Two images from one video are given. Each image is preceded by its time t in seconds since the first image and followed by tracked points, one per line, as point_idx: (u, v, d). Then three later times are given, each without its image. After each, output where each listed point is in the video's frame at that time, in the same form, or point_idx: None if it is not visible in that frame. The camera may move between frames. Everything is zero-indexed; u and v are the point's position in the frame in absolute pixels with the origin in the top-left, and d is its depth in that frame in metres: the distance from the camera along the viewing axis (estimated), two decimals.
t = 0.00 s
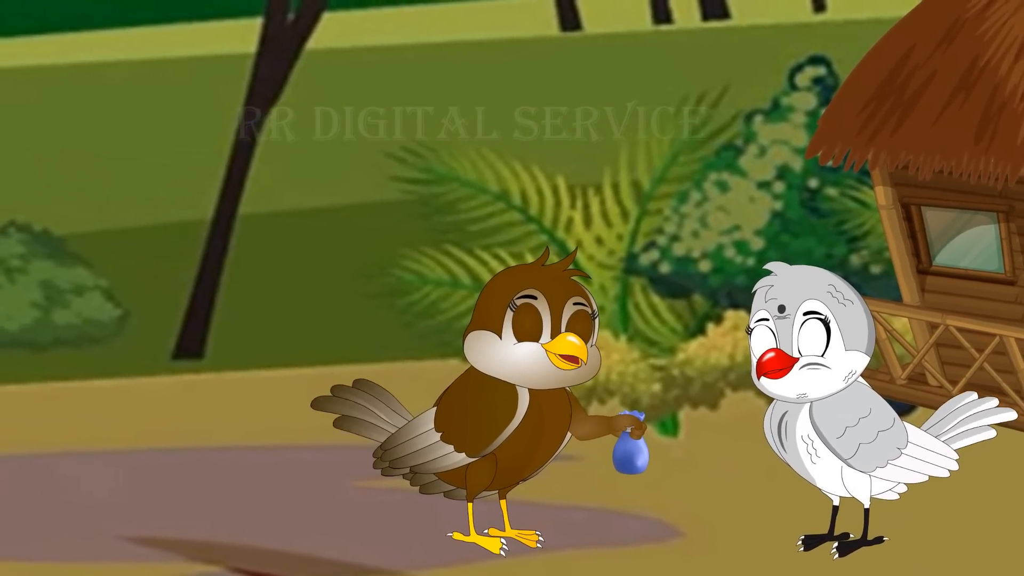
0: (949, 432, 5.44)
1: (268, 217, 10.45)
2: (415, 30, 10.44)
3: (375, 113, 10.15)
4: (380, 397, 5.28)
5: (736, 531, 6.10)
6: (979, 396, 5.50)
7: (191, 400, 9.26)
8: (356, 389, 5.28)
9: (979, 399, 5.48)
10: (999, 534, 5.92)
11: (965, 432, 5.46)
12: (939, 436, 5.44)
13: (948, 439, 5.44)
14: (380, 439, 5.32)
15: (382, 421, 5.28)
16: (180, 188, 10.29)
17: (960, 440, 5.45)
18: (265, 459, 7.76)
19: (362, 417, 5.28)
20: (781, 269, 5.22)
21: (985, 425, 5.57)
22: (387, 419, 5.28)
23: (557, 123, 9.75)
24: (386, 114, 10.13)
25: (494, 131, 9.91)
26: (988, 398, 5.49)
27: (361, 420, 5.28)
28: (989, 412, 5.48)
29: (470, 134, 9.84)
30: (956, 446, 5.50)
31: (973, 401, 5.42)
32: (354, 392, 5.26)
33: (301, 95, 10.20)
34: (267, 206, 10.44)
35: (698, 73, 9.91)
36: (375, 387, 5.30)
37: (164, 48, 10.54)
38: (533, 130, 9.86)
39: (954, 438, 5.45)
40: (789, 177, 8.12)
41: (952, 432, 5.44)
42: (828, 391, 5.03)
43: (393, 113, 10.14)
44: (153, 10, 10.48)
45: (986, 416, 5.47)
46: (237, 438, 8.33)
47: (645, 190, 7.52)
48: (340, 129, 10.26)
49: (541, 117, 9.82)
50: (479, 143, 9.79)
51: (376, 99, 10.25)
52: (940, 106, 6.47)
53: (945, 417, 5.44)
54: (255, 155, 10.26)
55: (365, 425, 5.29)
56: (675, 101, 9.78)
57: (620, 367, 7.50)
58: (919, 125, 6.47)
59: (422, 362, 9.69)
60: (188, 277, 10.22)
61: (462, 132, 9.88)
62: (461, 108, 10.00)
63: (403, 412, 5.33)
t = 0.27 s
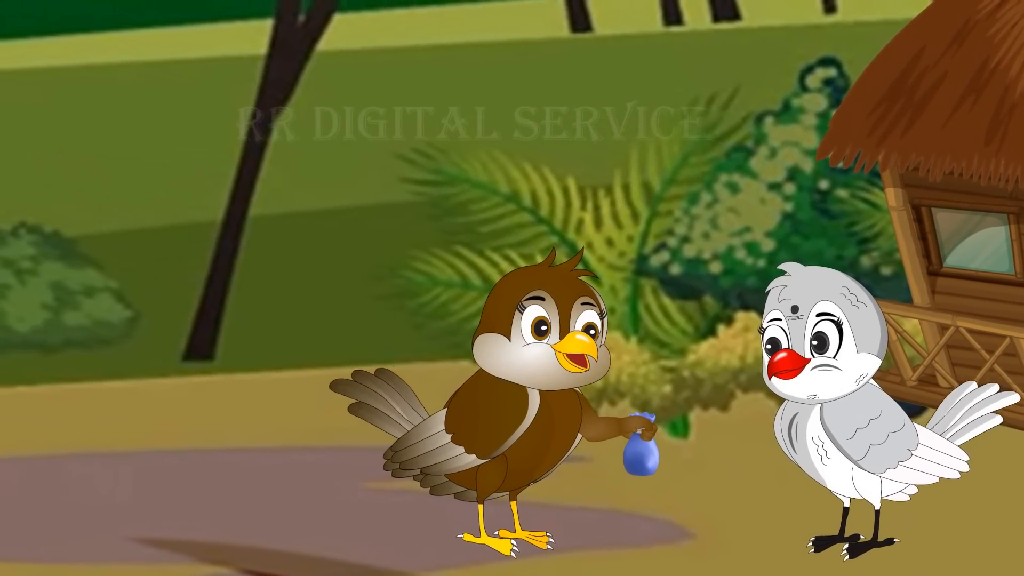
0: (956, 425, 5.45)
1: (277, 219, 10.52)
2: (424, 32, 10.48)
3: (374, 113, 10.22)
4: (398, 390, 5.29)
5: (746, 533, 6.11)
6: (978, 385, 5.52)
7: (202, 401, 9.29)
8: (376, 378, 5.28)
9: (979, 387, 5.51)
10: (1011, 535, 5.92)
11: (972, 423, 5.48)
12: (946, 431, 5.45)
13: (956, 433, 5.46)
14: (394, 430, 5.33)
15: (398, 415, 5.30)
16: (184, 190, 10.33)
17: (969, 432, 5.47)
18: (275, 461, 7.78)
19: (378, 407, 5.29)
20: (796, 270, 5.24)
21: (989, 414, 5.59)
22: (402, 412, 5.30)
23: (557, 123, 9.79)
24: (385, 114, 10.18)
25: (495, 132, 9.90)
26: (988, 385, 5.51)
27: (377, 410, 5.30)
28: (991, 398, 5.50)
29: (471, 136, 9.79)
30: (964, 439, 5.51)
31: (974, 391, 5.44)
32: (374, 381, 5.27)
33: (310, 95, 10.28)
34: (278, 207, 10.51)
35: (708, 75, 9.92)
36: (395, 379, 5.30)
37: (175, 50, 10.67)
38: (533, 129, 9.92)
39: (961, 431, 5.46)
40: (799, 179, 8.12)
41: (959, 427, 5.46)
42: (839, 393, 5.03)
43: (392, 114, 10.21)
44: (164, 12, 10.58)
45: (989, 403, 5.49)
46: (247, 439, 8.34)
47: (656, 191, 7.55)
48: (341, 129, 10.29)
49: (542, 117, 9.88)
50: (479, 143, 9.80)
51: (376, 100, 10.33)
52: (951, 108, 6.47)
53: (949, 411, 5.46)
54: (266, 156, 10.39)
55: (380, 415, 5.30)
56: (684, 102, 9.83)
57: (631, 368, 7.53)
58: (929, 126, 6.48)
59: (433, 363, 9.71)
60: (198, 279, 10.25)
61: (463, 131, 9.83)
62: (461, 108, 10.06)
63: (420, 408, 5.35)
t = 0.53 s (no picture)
0: (973, 438, 5.45)
1: (288, 221, 10.50)
2: (437, 33, 10.39)
3: (375, 113, 10.30)
4: (401, 405, 5.31)
5: (756, 534, 6.11)
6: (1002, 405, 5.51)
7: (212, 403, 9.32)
8: (376, 397, 5.31)
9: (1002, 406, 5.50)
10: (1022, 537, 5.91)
11: (988, 440, 5.47)
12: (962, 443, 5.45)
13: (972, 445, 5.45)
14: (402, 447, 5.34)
15: (404, 429, 5.31)
16: (181, 188, 10.40)
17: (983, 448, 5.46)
18: (285, 462, 7.81)
19: (384, 425, 5.31)
20: (810, 270, 5.25)
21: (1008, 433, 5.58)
22: (408, 426, 5.31)
23: (556, 123, 9.96)
24: (385, 114, 10.29)
25: (495, 132, 10.13)
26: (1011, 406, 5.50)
27: (382, 428, 5.30)
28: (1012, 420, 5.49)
29: (470, 135, 10.07)
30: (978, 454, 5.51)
31: (996, 409, 5.43)
32: (374, 401, 5.29)
33: (320, 96, 10.27)
34: (288, 208, 10.49)
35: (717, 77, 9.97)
36: (395, 395, 5.33)
37: (186, 52, 10.66)
38: (532, 129, 10.07)
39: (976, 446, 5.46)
40: (810, 180, 8.09)
41: (975, 439, 5.45)
42: (850, 395, 5.03)
43: (392, 114, 10.31)
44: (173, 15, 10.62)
45: (1009, 424, 5.47)
46: (258, 441, 8.38)
47: (666, 193, 7.56)
48: (339, 129, 10.32)
49: (541, 117, 10.06)
50: (480, 143, 10.06)
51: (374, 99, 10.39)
52: (961, 110, 6.49)
53: (968, 424, 5.45)
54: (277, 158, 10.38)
55: (387, 433, 5.31)
56: (694, 104, 9.89)
57: (641, 370, 7.46)
58: (940, 128, 6.48)
59: (444, 365, 9.77)
60: (208, 280, 10.29)
61: (463, 131, 10.10)
62: (461, 108, 10.24)
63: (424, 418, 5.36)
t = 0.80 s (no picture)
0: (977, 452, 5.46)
1: (287, 221, 10.50)
2: (436, 32, 10.40)
3: (376, 113, 10.29)
4: (391, 420, 5.34)
5: (756, 534, 6.11)
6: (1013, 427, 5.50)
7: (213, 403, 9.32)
8: (363, 420, 5.33)
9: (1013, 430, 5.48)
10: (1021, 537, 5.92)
11: (991, 458, 5.47)
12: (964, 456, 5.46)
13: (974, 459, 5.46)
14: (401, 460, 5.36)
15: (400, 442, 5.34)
16: (180, 188, 10.40)
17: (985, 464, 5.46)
18: (284, 462, 7.81)
19: (378, 443, 5.33)
20: (812, 270, 5.26)
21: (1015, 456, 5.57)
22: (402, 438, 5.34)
23: (556, 123, 9.97)
24: (385, 114, 10.29)
25: (495, 131, 10.14)
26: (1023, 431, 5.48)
27: (377, 447, 5.33)
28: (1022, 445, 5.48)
29: (470, 135, 10.07)
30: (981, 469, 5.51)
31: (1005, 429, 5.43)
32: (363, 424, 5.32)
33: (320, 95, 10.28)
34: (288, 208, 10.49)
35: (717, 76, 9.97)
36: (382, 414, 5.36)
37: (187, 52, 10.66)
38: (532, 129, 10.07)
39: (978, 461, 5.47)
40: (810, 180, 8.09)
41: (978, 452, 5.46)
42: (850, 395, 5.03)
43: (393, 114, 10.31)
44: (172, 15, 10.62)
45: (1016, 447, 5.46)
46: (258, 441, 8.38)
47: (666, 193, 7.56)
48: (340, 128, 10.33)
49: (541, 117, 10.06)
50: (480, 143, 10.07)
51: (376, 99, 10.38)
52: (961, 111, 6.48)
53: (973, 439, 5.46)
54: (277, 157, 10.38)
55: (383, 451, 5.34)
56: (694, 104, 9.90)
57: (641, 370, 7.46)
58: (940, 129, 6.48)
59: (444, 365, 9.78)
60: (208, 281, 10.29)
61: (463, 131, 10.11)
62: (460, 108, 10.25)
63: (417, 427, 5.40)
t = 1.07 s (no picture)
0: (976, 444, 5.45)
1: (287, 220, 10.51)
2: (435, 32, 10.40)
3: (376, 113, 10.29)
4: (397, 412, 5.34)
5: (756, 534, 6.11)
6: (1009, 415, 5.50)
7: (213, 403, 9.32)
8: (372, 407, 5.33)
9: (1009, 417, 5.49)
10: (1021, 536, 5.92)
11: (990, 447, 5.46)
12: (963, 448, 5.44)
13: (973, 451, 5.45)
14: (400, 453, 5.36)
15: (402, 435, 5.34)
16: (181, 188, 10.40)
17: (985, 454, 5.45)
18: (284, 462, 7.81)
19: (382, 433, 5.32)
20: (812, 271, 5.26)
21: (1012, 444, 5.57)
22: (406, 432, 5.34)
23: (556, 123, 9.97)
24: (385, 114, 10.29)
25: (495, 131, 10.12)
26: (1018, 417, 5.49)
27: (380, 436, 5.32)
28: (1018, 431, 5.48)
29: (470, 135, 10.07)
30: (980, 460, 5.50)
31: (1002, 417, 5.43)
32: (371, 410, 5.31)
33: (320, 95, 10.28)
34: (288, 208, 10.49)
35: (716, 76, 9.96)
36: (389, 404, 5.35)
37: (187, 52, 10.66)
38: (533, 129, 10.06)
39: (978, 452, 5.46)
40: (810, 180, 8.10)
41: (978, 444, 5.45)
42: (850, 395, 5.03)
43: (393, 114, 10.31)
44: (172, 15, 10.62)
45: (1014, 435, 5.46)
46: (258, 440, 8.38)
47: (666, 193, 7.56)
48: (340, 128, 10.33)
49: (541, 117, 10.06)
50: (480, 143, 10.06)
51: (376, 99, 10.39)
52: (961, 110, 6.48)
53: (971, 429, 5.45)
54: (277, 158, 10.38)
55: (385, 441, 5.33)
56: (694, 104, 9.90)
57: (641, 370, 7.45)
58: (940, 128, 6.48)
59: (444, 365, 9.78)
60: (208, 281, 10.30)
61: (463, 131, 10.11)
62: (461, 108, 10.24)
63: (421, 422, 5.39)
